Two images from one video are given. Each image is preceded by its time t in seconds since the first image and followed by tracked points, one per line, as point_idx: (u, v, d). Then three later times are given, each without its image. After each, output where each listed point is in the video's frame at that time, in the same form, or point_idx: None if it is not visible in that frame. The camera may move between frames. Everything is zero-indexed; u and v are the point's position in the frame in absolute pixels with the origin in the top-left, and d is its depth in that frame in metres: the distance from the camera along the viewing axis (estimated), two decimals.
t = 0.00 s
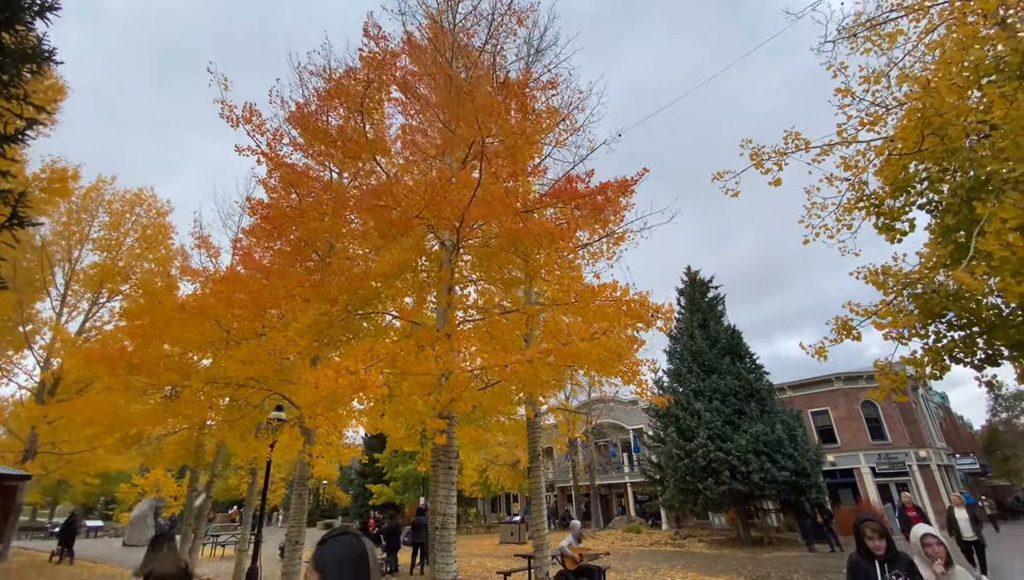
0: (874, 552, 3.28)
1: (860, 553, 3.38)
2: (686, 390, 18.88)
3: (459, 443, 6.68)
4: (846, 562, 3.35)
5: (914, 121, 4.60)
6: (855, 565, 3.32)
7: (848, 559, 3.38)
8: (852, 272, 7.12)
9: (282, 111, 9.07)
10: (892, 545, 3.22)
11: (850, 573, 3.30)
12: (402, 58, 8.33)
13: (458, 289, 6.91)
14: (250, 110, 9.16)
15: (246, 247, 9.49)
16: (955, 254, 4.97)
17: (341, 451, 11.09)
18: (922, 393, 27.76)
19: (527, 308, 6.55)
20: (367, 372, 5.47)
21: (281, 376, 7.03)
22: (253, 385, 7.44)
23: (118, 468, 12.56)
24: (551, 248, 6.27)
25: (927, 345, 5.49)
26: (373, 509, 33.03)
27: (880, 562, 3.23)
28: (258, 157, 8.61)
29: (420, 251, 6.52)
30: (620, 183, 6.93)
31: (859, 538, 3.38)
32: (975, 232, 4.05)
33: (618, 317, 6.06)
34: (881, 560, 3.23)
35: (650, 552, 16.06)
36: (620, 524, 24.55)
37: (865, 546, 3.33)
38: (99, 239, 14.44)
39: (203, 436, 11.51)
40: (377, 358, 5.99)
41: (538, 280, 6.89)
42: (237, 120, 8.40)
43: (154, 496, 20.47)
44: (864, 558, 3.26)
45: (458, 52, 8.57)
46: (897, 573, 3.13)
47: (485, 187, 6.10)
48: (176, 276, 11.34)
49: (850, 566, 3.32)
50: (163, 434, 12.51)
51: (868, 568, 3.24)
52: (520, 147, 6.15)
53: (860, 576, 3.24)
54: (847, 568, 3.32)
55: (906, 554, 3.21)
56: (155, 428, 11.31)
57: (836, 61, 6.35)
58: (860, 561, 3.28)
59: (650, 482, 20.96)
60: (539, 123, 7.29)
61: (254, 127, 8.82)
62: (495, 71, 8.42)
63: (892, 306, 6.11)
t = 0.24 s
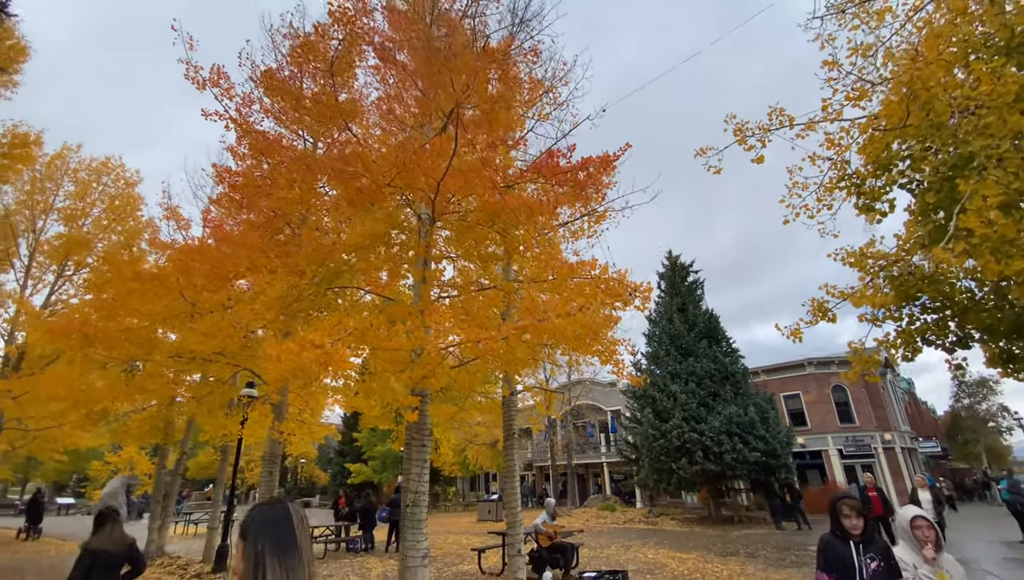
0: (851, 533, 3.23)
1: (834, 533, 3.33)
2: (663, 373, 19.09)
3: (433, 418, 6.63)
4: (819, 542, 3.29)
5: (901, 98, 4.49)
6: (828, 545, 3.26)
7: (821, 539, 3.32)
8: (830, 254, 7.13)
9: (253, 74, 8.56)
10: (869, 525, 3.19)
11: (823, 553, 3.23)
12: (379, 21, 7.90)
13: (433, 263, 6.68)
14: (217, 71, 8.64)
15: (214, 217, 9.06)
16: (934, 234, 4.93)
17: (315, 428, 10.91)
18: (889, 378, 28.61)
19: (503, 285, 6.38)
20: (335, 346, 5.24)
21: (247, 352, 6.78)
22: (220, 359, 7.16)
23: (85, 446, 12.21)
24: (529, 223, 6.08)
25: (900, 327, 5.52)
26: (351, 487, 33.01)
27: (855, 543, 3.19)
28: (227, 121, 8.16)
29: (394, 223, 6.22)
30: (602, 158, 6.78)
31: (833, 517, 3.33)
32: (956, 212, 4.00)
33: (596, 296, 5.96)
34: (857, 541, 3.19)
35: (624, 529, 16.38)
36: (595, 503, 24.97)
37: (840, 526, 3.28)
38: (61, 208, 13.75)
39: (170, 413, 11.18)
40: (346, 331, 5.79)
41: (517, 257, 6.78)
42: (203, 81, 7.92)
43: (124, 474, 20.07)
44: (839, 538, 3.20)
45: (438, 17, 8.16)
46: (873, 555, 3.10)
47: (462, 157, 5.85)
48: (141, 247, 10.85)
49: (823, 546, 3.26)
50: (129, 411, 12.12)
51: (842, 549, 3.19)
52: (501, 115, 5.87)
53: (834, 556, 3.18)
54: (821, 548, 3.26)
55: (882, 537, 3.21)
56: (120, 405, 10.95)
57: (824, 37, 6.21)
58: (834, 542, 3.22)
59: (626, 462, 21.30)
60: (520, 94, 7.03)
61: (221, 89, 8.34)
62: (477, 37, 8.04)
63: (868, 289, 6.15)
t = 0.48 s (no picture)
0: (834, 511, 3.14)
1: (816, 510, 3.23)
2: (652, 355, 19.15)
3: (416, 397, 6.53)
4: (801, 520, 3.19)
5: (902, 71, 4.35)
6: (810, 523, 3.17)
7: (803, 517, 3.22)
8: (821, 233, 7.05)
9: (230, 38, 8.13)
10: (854, 503, 3.10)
11: (805, 533, 3.13)
12: None
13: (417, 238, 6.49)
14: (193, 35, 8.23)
15: (192, 190, 8.76)
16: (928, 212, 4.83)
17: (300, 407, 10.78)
18: (873, 362, 29.03)
19: (490, 262, 6.22)
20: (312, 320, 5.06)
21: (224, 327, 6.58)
22: (199, 336, 6.98)
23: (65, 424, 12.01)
24: (517, 197, 5.89)
25: (889, 308, 5.48)
26: (340, 466, 33.13)
27: (840, 522, 3.12)
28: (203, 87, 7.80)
29: (377, 195, 5.99)
30: (592, 133, 6.59)
31: (817, 494, 3.23)
32: (951, 186, 3.89)
33: (583, 273, 5.84)
34: (842, 520, 3.12)
35: (609, 508, 16.59)
36: (582, 482, 25.28)
37: (824, 502, 3.19)
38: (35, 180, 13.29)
39: (151, 390, 10.98)
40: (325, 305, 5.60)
41: (504, 233, 6.62)
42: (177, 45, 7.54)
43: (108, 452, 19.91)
44: (823, 518, 3.10)
45: None
46: (858, 535, 3.03)
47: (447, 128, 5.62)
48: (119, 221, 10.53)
49: (805, 524, 3.16)
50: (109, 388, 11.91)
51: (826, 528, 3.10)
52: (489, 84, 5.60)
53: (817, 535, 3.10)
54: (802, 528, 3.16)
55: (866, 514, 3.13)
56: (99, 382, 10.72)
57: (823, 7, 6.01)
58: (817, 522, 3.12)
59: (613, 443, 21.50)
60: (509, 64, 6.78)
61: (197, 54, 7.95)
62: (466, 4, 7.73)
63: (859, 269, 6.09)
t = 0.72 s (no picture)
0: (827, 496, 3.03)
1: (806, 495, 3.11)
2: (648, 338, 19.10)
3: (405, 375, 6.41)
4: (792, 507, 3.06)
5: (912, 35, 4.14)
6: (802, 510, 3.04)
7: (793, 503, 3.09)
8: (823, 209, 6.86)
9: None
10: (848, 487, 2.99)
11: (796, 521, 2.99)
12: None
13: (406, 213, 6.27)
14: None
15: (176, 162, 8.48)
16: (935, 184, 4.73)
17: (291, 386, 10.66)
18: (868, 347, 29.13)
19: (480, 237, 6.02)
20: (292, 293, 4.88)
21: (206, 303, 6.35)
22: (184, 312, 6.83)
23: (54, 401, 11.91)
24: (508, 169, 5.66)
25: (888, 286, 5.32)
26: (336, 445, 33.34)
27: (833, 508, 3.01)
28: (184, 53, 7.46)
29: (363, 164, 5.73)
30: (588, 104, 6.34)
31: (809, 478, 3.11)
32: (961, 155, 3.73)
33: (575, 249, 5.66)
34: (834, 506, 3.01)
35: (602, 488, 16.71)
36: (576, 463, 25.50)
37: (816, 487, 3.07)
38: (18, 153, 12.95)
39: (141, 368, 10.85)
40: (308, 280, 5.42)
41: (495, 208, 6.41)
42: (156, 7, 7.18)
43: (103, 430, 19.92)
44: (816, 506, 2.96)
45: None
46: (851, 523, 2.93)
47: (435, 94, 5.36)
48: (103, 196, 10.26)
49: (796, 512, 3.02)
50: (98, 365, 11.78)
51: (818, 516, 2.99)
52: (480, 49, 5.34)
53: (808, 523, 2.97)
54: (793, 516, 3.01)
55: (860, 500, 3.02)
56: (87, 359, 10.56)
57: None
58: (810, 510, 2.98)
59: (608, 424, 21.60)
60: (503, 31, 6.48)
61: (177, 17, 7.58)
62: None
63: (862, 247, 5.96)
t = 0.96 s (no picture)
0: (835, 476, 2.71)
1: (809, 476, 2.78)
2: (648, 322, 18.98)
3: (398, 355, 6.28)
4: (799, 489, 2.69)
5: None
6: (809, 493, 2.68)
7: (798, 486, 2.73)
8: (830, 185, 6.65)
9: None
10: (860, 467, 2.67)
11: (805, 504, 2.62)
12: None
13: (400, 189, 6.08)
14: None
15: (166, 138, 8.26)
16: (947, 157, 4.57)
17: (288, 367, 10.58)
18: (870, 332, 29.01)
19: (475, 214, 5.83)
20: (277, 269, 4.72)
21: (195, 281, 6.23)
22: (175, 290, 6.70)
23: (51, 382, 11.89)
24: (504, 142, 5.43)
25: (895, 267, 5.12)
26: (337, 427, 33.58)
27: (843, 490, 2.69)
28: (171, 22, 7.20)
29: (354, 135, 5.50)
30: (588, 76, 6.09)
31: (815, 458, 2.76)
32: (977, 124, 3.55)
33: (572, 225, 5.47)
34: (844, 488, 2.69)
35: (600, 470, 16.77)
36: (576, 445, 25.63)
37: (823, 466, 2.73)
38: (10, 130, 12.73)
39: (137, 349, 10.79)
40: (296, 256, 5.25)
41: (491, 184, 6.20)
42: None
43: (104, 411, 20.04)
44: (827, 489, 2.61)
45: None
46: (863, 507, 2.62)
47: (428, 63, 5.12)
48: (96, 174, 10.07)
49: (804, 495, 2.66)
50: (95, 345, 11.72)
51: (826, 499, 2.65)
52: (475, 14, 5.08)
53: (818, 508, 2.61)
54: (801, 499, 2.64)
55: (869, 481, 2.72)
56: (83, 340, 10.49)
57: None
58: (820, 493, 2.63)
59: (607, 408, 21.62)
60: None
61: None
62: None
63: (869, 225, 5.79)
